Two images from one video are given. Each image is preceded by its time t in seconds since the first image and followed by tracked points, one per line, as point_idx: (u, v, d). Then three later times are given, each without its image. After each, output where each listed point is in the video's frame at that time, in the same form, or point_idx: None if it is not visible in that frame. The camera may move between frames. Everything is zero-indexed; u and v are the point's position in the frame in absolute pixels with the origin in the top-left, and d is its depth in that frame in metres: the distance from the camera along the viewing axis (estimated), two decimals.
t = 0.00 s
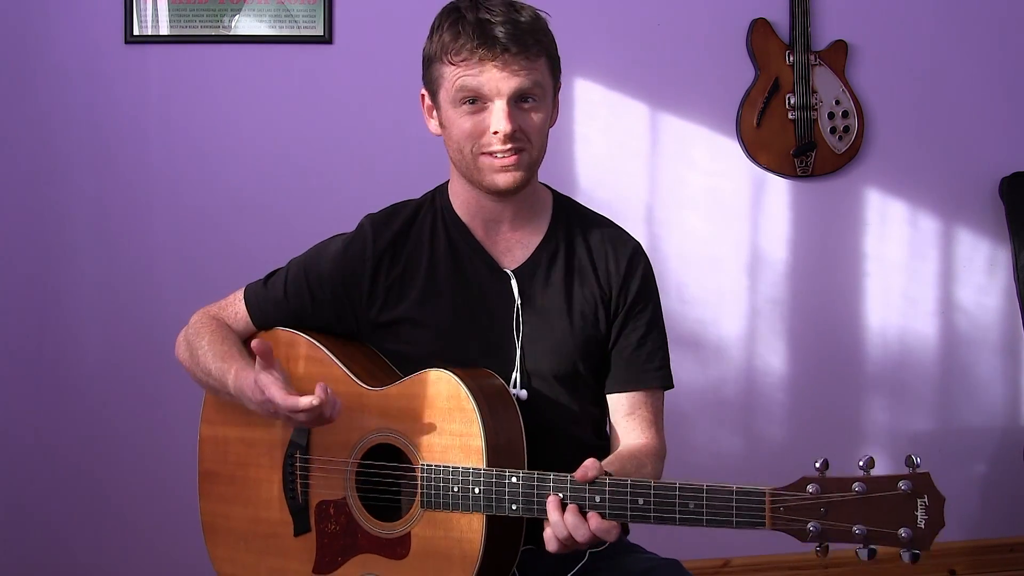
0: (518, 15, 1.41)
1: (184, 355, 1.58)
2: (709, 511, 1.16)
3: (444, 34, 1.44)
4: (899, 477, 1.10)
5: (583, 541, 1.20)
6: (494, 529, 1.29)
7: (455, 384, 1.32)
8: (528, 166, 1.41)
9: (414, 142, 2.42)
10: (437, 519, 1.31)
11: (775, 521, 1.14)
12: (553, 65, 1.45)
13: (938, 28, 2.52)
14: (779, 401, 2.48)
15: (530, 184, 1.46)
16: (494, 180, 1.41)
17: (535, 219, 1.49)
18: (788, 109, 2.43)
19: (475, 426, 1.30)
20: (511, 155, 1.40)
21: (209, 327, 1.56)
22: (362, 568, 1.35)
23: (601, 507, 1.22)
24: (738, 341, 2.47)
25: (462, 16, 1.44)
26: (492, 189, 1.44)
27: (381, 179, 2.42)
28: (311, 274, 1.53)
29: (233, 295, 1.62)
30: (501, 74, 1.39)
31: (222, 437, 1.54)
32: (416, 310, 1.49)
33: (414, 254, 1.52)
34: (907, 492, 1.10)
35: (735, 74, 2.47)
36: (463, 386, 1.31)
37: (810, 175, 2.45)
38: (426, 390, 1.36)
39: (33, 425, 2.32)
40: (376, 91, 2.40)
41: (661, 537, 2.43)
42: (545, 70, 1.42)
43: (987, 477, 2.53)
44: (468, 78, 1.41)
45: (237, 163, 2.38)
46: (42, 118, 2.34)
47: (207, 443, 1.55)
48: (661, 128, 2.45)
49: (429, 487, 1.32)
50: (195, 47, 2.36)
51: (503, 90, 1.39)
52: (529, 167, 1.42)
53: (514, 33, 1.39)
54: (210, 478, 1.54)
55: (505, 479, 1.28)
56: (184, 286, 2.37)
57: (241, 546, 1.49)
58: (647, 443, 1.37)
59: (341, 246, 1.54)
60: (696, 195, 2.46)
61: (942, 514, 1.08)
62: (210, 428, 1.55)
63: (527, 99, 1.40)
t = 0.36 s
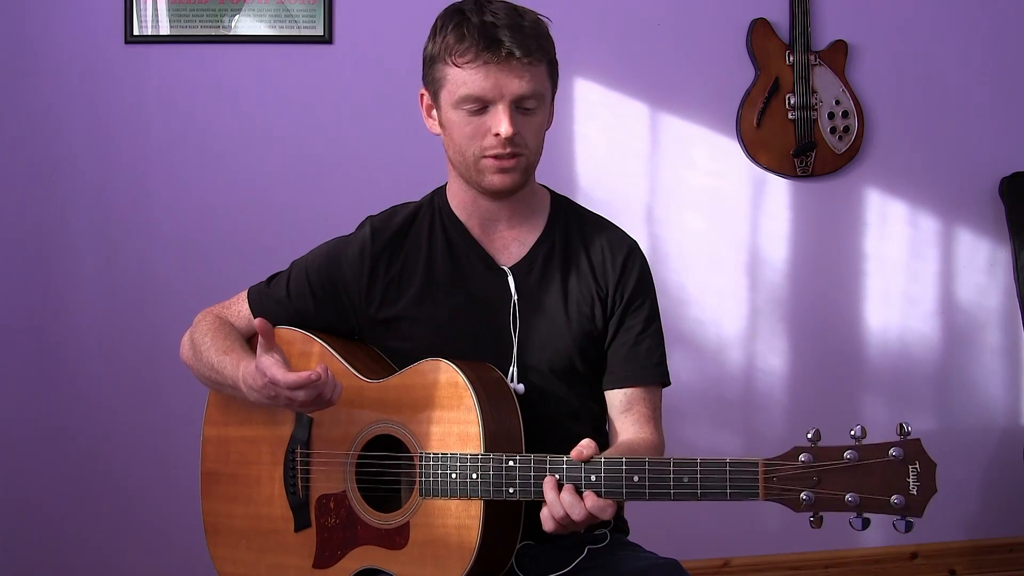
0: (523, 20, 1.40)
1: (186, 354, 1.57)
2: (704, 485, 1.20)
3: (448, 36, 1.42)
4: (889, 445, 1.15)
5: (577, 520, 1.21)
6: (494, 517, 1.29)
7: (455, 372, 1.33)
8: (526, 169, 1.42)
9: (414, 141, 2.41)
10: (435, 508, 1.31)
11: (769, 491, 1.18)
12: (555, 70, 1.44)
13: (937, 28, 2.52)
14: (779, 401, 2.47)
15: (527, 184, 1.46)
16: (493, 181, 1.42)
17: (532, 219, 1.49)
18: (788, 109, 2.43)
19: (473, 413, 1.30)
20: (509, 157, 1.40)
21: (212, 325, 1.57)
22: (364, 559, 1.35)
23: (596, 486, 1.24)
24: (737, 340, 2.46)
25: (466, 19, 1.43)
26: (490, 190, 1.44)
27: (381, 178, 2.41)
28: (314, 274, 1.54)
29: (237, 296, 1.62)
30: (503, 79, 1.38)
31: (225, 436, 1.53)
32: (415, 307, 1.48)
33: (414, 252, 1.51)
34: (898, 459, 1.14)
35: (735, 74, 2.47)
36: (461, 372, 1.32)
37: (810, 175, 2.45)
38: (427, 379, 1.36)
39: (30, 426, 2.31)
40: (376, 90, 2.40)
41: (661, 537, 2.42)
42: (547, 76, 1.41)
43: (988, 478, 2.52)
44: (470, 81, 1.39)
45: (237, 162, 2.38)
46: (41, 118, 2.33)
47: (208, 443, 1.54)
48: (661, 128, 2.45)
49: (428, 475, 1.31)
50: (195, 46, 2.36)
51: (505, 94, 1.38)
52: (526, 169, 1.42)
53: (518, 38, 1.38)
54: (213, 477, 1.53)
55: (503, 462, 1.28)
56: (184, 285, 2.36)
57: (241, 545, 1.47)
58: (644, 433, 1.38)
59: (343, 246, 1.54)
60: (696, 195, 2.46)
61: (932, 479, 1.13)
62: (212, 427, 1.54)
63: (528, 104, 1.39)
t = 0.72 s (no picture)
0: (536, 29, 1.40)
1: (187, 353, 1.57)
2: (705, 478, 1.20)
3: (460, 38, 1.42)
4: (891, 437, 1.15)
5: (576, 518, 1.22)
6: (495, 514, 1.29)
7: (457, 369, 1.33)
8: (527, 176, 1.42)
9: (414, 141, 2.41)
10: (437, 504, 1.31)
11: (771, 484, 1.18)
12: (563, 79, 1.44)
13: (936, 29, 2.53)
14: (779, 401, 2.47)
15: (529, 190, 1.46)
16: (494, 185, 1.42)
17: (533, 222, 1.49)
18: (788, 109, 2.43)
19: (475, 410, 1.30)
20: (511, 164, 1.40)
21: (214, 324, 1.57)
22: (364, 556, 1.35)
23: (599, 480, 1.23)
24: (737, 340, 2.46)
25: (480, 23, 1.42)
26: (490, 194, 1.44)
27: (381, 177, 2.41)
28: (316, 273, 1.54)
29: (239, 295, 1.62)
30: (511, 86, 1.37)
31: (225, 435, 1.53)
32: (416, 305, 1.48)
33: (415, 250, 1.51)
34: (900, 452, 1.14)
35: (735, 74, 2.47)
36: (463, 369, 1.32)
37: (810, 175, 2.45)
38: (429, 375, 1.36)
39: (30, 426, 2.30)
40: (376, 89, 2.40)
41: (661, 537, 2.42)
42: (554, 85, 1.41)
43: (988, 477, 2.52)
44: (478, 86, 1.38)
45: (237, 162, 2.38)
46: (41, 118, 2.33)
47: (209, 442, 1.54)
48: (661, 128, 2.45)
49: (429, 472, 1.31)
50: (195, 46, 2.36)
51: (512, 101, 1.38)
52: (528, 177, 1.42)
53: (530, 47, 1.38)
54: (213, 477, 1.53)
55: (506, 457, 1.28)
56: (184, 284, 2.36)
57: (242, 543, 1.47)
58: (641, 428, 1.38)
59: (344, 244, 1.54)
60: (697, 195, 2.46)
61: (935, 471, 1.13)
62: (214, 427, 1.54)
63: (534, 113, 1.39)
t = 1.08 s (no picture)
0: (521, 21, 1.40)
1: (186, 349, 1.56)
2: (700, 472, 1.20)
3: (446, 36, 1.42)
4: (885, 429, 1.15)
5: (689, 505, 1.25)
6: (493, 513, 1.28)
7: (453, 370, 1.33)
8: (525, 170, 1.42)
9: (414, 141, 2.41)
10: (435, 504, 1.31)
11: (765, 478, 1.18)
12: (552, 69, 1.44)
13: (937, 29, 2.52)
14: (779, 401, 2.47)
15: (527, 185, 1.46)
16: (491, 181, 1.42)
17: (531, 218, 1.48)
18: (788, 109, 2.43)
19: (471, 408, 1.30)
20: (508, 158, 1.40)
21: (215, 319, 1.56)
22: (364, 557, 1.35)
23: (594, 477, 1.25)
24: (737, 339, 2.46)
25: (465, 19, 1.42)
26: (488, 191, 1.44)
27: (381, 177, 2.41)
28: (315, 273, 1.54)
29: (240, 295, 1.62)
30: (502, 80, 1.37)
31: (224, 437, 1.53)
32: (415, 304, 1.48)
33: (414, 250, 1.51)
34: (894, 444, 1.14)
35: (735, 75, 2.47)
36: (458, 368, 1.32)
37: (810, 175, 2.45)
38: (426, 375, 1.36)
39: (30, 425, 2.30)
40: (375, 90, 2.40)
41: (661, 537, 2.42)
42: (545, 76, 1.41)
43: (988, 478, 2.52)
44: (469, 83, 1.39)
45: (237, 162, 2.38)
46: (41, 117, 2.33)
47: (210, 445, 1.53)
48: (661, 128, 2.44)
49: (427, 471, 1.31)
50: (195, 46, 2.36)
51: (504, 96, 1.38)
52: (525, 170, 1.42)
53: (517, 39, 1.37)
54: (213, 479, 1.53)
55: (501, 456, 1.28)
56: (184, 284, 2.36)
57: (243, 544, 1.47)
58: (685, 433, 1.31)
59: (343, 244, 1.55)
60: (696, 195, 2.46)
61: (929, 462, 1.13)
62: (213, 428, 1.54)
63: (526, 105, 1.39)
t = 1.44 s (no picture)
0: (500, 26, 1.38)
1: (185, 349, 1.57)
2: (716, 479, 1.19)
3: (428, 51, 1.42)
4: (901, 438, 1.15)
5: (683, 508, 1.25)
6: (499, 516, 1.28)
7: (458, 369, 1.33)
8: (523, 174, 1.42)
9: (415, 141, 2.41)
10: (444, 505, 1.31)
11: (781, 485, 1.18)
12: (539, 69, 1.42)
13: (937, 29, 2.53)
14: (779, 401, 2.48)
15: (527, 188, 1.46)
16: (491, 191, 1.42)
17: (532, 219, 1.49)
18: (788, 109, 2.44)
19: (480, 411, 1.30)
20: (506, 165, 1.41)
21: (213, 320, 1.55)
22: (366, 558, 1.35)
23: (608, 482, 1.25)
24: (737, 339, 2.46)
25: (443, 32, 1.41)
26: (489, 200, 1.44)
27: (382, 177, 2.41)
28: (314, 271, 1.54)
29: (237, 292, 1.62)
30: (489, 91, 1.37)
31: (222, 437, 1.53)
32: (417, 303, 1.48)
33: (414, 250, 1.51)
34: (910, 452, 1.14)
35: (735, 75, 2.47)
36: (466, 370, 1.32)
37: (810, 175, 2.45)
38: (428, 377, 1.36)
39: (31, 426, 2.30)
40: (376, 89, 2.40)
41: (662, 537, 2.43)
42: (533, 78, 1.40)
43: (988, 478, 2.52)
44: (458, 98, 1.39)
45: (238, 162, 2.38)
46: (41, 118, 2.33)
47: (205, 444, 1.54)
48: (661, 128, 2.45)
49: (433, 473, 1.31)
50: (195, 46, 2.36)
51: (494, 105, 1.38)
52: (525, 175, 1.42)
53: (498, 45, 1.36)
54: (210, 478, 1.53)
55: (511, 459, 1.28)
56: (185, 285, 2.36)
57: (242, 545, 1.48)
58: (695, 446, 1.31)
59: (342, 243, 1.54)
60: (696, 195, 2.46)
61: (944, 471, 1.13)
62: (208, 427, 1.54)
63: (517, 111, 1.39)
